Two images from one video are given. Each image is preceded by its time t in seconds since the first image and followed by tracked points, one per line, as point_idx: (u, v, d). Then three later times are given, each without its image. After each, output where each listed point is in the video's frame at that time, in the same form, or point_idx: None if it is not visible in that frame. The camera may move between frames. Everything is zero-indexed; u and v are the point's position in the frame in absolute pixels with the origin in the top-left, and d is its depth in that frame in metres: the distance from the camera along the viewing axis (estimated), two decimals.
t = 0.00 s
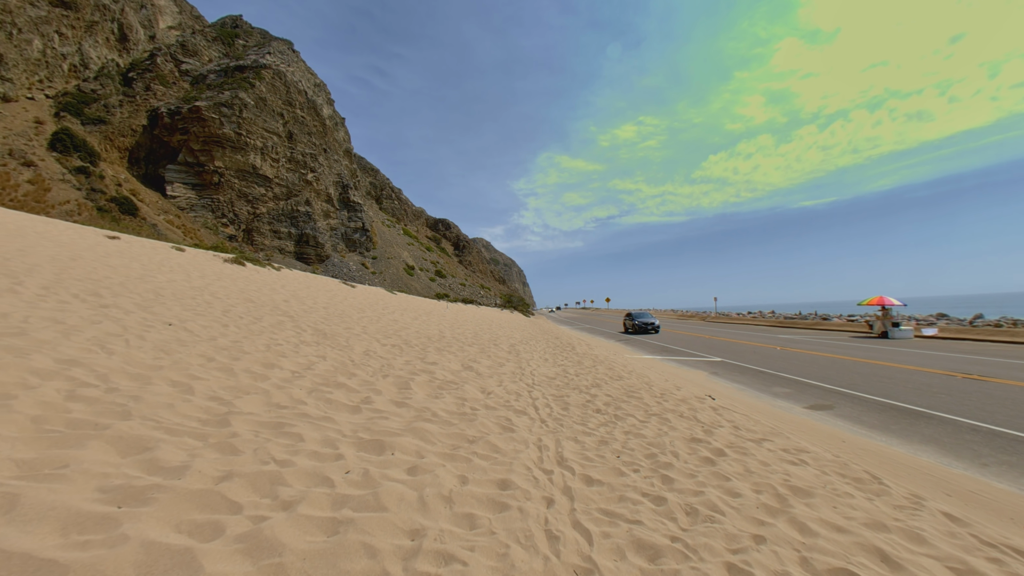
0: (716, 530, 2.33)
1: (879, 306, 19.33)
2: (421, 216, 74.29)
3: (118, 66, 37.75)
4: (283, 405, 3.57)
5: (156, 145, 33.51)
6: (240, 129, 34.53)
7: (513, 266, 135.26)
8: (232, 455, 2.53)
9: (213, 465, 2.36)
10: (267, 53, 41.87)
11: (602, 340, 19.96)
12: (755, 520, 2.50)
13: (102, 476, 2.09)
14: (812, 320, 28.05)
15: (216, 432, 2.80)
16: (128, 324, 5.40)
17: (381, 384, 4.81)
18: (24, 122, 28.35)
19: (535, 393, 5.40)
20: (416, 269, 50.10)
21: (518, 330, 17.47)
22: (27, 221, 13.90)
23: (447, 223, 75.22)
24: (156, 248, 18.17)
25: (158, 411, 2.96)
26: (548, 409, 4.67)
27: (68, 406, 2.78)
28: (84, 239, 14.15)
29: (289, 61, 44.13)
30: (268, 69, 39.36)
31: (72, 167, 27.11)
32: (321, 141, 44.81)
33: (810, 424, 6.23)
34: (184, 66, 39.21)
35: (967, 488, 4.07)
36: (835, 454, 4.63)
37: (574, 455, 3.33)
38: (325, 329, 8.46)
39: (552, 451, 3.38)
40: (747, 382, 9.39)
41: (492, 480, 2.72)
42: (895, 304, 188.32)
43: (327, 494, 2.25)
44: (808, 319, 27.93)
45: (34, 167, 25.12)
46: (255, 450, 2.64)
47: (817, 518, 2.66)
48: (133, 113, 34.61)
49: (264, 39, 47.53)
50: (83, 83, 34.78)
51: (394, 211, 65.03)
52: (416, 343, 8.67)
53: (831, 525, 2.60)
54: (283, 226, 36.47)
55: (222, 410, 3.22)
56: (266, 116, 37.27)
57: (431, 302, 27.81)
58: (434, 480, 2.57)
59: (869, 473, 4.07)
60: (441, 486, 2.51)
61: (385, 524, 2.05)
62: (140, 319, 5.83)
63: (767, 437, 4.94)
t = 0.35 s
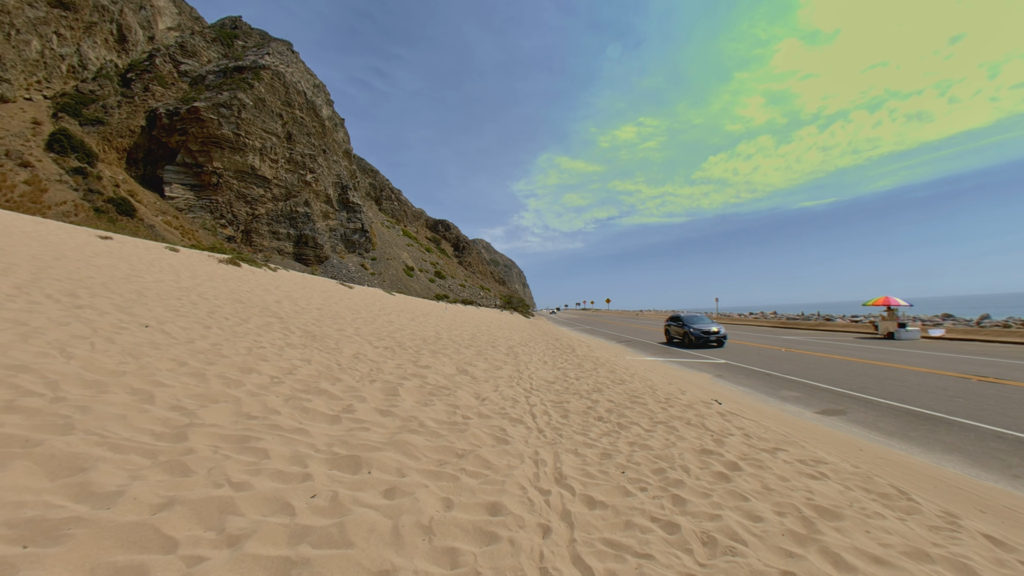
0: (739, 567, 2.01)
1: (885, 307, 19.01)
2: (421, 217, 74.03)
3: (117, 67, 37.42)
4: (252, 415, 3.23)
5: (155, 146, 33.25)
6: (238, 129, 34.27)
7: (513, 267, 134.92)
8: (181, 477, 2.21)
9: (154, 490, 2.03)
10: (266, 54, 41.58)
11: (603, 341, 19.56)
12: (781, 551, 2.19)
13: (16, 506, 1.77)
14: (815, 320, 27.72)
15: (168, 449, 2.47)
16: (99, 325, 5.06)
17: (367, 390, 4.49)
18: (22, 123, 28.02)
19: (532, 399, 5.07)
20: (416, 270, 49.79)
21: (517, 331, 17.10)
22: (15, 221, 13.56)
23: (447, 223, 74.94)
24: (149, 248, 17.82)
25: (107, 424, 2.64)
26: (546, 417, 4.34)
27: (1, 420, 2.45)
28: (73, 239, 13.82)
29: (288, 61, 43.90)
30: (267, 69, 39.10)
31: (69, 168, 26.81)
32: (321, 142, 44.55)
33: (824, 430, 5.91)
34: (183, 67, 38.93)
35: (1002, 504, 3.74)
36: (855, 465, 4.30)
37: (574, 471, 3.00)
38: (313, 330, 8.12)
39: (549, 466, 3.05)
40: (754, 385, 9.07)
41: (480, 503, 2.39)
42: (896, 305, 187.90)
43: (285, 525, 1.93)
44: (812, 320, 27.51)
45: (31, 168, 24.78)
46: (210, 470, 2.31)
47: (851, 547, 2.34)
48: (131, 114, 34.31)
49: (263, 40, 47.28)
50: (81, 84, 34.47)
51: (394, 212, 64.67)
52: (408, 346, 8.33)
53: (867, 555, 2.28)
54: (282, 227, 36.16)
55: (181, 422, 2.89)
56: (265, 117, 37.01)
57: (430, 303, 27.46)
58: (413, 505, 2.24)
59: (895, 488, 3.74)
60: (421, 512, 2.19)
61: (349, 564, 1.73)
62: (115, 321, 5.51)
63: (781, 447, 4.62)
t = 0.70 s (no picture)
0: None
1: (891, 307, 18.67)
2: (421, 216, 73.72)
3: (115, 66, 37.06)
4: (214, 428, 2.88)
5: (153, 146, 32.94)
6: (237, 128, 33.95)
7: (514, 266, 134.55)
8: (108, 508, 1.86)
9: (69, 528, 1.69)
10: (264, 53, 41.21)
11: (604, 342, 19.18)
12: None
13: None
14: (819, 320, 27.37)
15: (102, 471, 2.12)
16: (65, 326, 4.70)
17: (350, 396, 4.12)
18: (19, 121, 27.68)
19: (529, 406, 4.72)
20: (415, 270, 49.42)
21: (515, 332, 16.72)
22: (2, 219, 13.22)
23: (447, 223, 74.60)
24: (142, 247, 17.46)
25: (37, 441, 2.29)
26: (545, 426, 4.00)
27: None
28: (62, 237, 13.46)
29: (287, 60, 43.53)
30: (266, 68, 38.77)
31: (66, 167, 26.48)
32: (320, 141, 44.13)
33: (840, 438, 5.57)
34: (181, 66, 38.61)
35: None
36: (880, 479, 3.95)
37: (575, 492, 2.66)
38: (300, 331, 7.76)
39: (545, 486, 2.71)
40: (761, 388, 8.74)
41: (465, 536, 2.05)
42: (897, 305, 187.51)
43: (222, 572, 1.58)
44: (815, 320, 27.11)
45: (27, 167, 24.45)
46: (147, 498, 1.96)
47: None
48: (129, 112, 33.98)
49: (262, 39, 46.89)
50: (79, 83, 34.15)
51: (393, 212, 64.24)
52: (400, 347, 7.95)
53: None
54: (281, 227, 35.81)
55: (127, 437, 2.54)
56: (264, 116, 36.68)
57: (429, 303, 27.08)
58: (384, 542, 1.90)
59: (929, 506, 3.40)
60: (392, 551, 1.84)
61: None
62: (86, 322, 5.16)
63: (798, 458, 4.28)
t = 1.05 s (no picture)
0: None
1: (897, 307, 18.31)
2: (421, 216, 73.35)
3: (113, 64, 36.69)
4: (166, 444, 2.52)
5: (151, 144, 32.56)
6: (235, 127, 33.58)
7: (513, 266, 134.15)
8: (6, 554, 1.51)
9: None
10: (263, 52, 40.83)
11: (605, 342, 18.86)
12: None
13: None
14: (823, 320, 27.01)
15: (12, 502, 1.76)
16: (28, 328, 4.35)
17: (331, 404, 3.77)
18: (15, 119, 27.32)
19: (527, 414, 4.37)
20: (415, 269, 49.05)
21: (514, 332, 16.36)
22: None
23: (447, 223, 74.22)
24: (135, 245, 17.12)
25: None
26: (544, 438, 3.65)
27: None
28: (51, 235, 13.12)
29: (286, 58, 43.13)
30: (264, 66, 38.40)
31: (62, 165, 26.12)
32: (319, 140, 43.72)
33: (860, 447, 5.23)
34: (180, 64, 38.26)
35: None
36: (914, 496, 3.59)
37: (579, 521, 2.31)
38: (288, 331, 7.40)
39: (544, 513, 2.35)
40: (770, 392, 8.39)
41: None
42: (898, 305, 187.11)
43: None
44: (819, 320, 26.75)
45: (23, 165, 24.07)
46: (58, 539, 1.60)
47: None
48: (127, 111, 33.62)
49: (262, 38, 46.50)
50: (76, 81, 33.80)
51: (392, 211, 63.79)
52: (392, 349, 7.59)
53: None
54: (279, 226, 35.46)
55: (59, 458, 2.17)
56: (262, 114, 36.30)
57: (428, 303, 26.69)
58: None
59: (973, 529, 3.05)
60: None
61: None
62: (51, 322, 4.81)
63: (820, 472, 3.94)
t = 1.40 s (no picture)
0: None
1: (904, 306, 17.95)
2: (420, 215, 72.97)
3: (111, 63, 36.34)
4: (101, 463, 2.16)
5: (149, 143, 32.20)
6: (233, 126, 33.25)
7: (513, 266, 133.71)
8: None
9: None
10: (262, 50, 40.45)
11: (605, 342, 18.52)
12: None
13: None
14: (826, 320, 26.66)
15: None
16: None
17: (308, 412, 3.41)
18: (11, 118, 26.95)
19: (525, 421, 4.01)
20: (415, 269, 48.66)
21: (513, 332, 16.00)
22: None
23: (446, 222, 73.84)
24: (127, 243, 16.77)
25: None
26: (543, 450, 3.30)
27: None
28: (39, 232, 12.76)
29: (285, 57, 42.72)
30: (263, 65, 38.02)
31: (59, 164, 25.77)
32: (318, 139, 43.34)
33: (883, 455, 4.88)
34: (178, 62, 37.89)
35: None
36: (953, 515, 3.25)
37: (583, 556, 1.97)
38: (274, 331, 7.03)
39: (541, 547, 2.00)
40: (779, 394, 8.03)
41: None
42: (899, 304, 186.70)
43: None
44: (822, 320, 26.36)
45: (18, 163, 23.69)
46: None
47: None
48: (125, 109, 33.26)
49: (260, 36, 46.10)
50: (73, 79, 33.45)
51: (392, 210, 63.43)
52: (383, 350, 7.23)
53: None
54: (278, 225, 35.11)
55: None
56: (261, 113, 35.93)
57: (427, 303, 26.30)
58: None
59: None
60: None
61: None
62: (10, 322, 4.44)
63: (847, 486, 3.60)
